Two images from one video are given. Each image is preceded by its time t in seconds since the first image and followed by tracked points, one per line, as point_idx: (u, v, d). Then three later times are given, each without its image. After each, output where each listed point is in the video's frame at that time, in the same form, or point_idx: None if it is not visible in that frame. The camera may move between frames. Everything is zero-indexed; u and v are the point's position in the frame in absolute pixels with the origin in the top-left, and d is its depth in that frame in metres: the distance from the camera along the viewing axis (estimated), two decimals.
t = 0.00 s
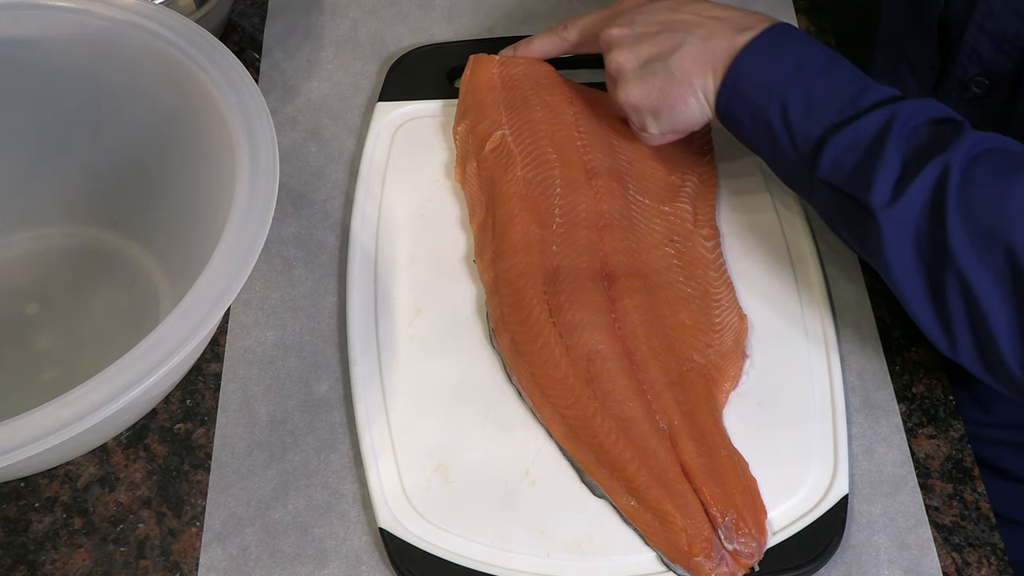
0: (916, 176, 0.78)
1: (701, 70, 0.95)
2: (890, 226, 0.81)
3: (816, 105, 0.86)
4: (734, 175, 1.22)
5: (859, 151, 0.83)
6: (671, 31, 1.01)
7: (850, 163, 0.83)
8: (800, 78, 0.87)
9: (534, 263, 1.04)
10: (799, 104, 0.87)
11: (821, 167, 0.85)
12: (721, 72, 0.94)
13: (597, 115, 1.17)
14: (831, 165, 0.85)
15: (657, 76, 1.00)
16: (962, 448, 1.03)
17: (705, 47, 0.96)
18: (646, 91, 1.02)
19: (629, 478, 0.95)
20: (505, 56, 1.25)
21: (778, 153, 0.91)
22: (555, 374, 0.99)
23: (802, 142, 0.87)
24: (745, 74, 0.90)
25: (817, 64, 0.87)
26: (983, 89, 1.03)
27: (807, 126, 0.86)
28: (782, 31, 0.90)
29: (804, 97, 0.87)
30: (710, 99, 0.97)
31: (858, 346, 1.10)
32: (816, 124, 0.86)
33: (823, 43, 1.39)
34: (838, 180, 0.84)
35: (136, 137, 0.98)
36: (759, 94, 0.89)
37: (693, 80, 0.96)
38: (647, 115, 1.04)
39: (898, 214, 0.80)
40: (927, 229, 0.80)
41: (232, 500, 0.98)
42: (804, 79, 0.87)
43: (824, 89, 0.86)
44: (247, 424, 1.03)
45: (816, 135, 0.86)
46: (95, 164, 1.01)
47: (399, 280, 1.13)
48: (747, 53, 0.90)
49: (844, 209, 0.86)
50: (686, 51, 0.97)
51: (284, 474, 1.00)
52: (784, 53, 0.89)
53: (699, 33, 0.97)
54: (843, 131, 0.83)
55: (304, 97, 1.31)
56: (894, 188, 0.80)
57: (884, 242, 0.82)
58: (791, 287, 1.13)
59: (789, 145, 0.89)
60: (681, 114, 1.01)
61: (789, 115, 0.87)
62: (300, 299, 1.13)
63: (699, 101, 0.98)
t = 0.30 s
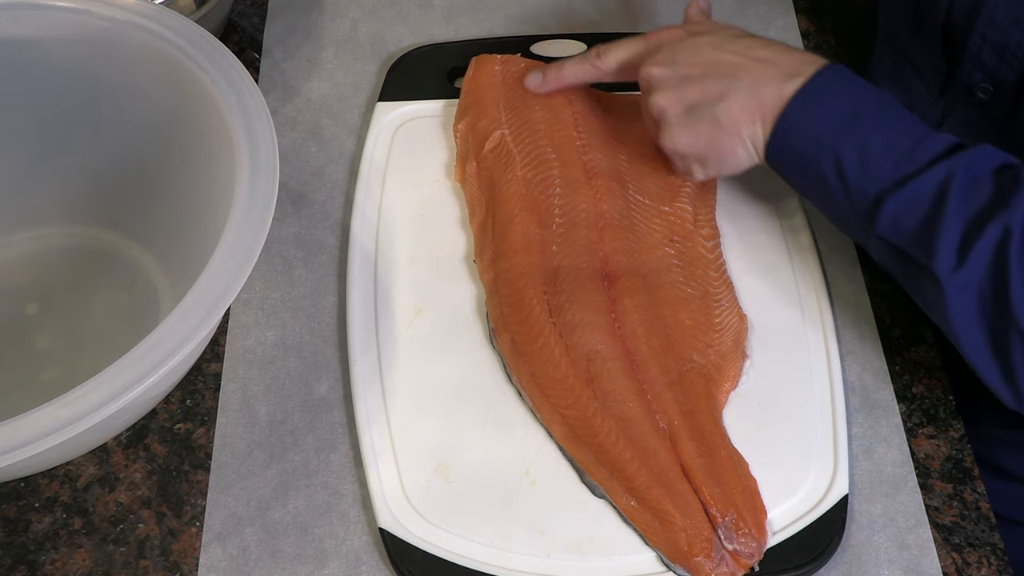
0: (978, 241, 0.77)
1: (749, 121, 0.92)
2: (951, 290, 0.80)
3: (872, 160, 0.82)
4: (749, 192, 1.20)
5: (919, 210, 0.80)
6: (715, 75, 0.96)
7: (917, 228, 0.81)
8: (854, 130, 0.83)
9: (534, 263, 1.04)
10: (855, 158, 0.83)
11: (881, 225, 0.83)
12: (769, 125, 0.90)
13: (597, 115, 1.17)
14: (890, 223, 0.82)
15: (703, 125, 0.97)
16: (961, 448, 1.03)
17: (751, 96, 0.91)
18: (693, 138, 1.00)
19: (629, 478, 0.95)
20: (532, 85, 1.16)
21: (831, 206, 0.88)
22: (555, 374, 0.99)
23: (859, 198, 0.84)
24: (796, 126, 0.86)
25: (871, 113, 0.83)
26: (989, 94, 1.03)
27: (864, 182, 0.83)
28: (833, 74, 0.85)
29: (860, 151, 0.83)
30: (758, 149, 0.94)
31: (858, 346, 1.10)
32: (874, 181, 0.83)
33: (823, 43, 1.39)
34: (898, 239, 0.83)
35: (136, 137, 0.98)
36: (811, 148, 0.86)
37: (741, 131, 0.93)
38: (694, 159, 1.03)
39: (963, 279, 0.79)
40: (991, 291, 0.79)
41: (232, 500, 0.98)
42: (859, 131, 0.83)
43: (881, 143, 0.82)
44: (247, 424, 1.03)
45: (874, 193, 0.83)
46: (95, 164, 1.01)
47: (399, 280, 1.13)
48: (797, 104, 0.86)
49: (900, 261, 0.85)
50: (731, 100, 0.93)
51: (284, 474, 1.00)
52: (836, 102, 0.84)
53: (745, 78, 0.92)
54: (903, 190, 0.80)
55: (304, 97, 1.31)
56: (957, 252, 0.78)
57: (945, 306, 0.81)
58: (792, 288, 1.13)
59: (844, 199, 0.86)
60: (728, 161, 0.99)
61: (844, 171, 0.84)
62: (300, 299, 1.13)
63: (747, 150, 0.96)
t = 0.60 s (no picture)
0: None
1: (811, 232, 0.83)
2: None
3: (951, 265, 0.77)
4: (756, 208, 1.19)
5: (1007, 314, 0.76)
6: (766, 187, 0.84)
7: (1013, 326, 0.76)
8: (928, 233, 0.77)
9: (534, 264, 1.04)
10: (933, 266, 0.77)
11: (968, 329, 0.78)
12: (836, 236, 0.81)
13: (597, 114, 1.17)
14: (979, 328, 0.77)
15: (762, 241, 0.87)
16: (961, 448, 1.03)
17: (812, 206, 0.81)
18: (749, 255, 0.89)
19: (629, 478, 0.95)
20: (560, 207, 1.04)
21: (907, 310, 0.82)
22: (555, 374, 0.99)
23: (941, 305, 0.79)
24: (868, 237, 0.79)
25: (942, 211, 0.77)
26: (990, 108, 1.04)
27: (945, 289, 0.78)
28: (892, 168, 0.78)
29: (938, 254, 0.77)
30: (825, 261, 0.85)
31: (858, 347, 1.10)
32: (956, 288, 0.77)
33: (823, 43, 1.39)
34: (987, 342, 0.78)
35: (136, 137, 0.98)
36: (882, 256, 0.79)
37: (803, 243, 0.84)
38: (750, 277, 0.92)
39: None
40: None
41: (232, 500, 0.98)
42: (934, 234, 0.77)
43: (960, 244, 0.76)
44: (247, 424, 1.03)
45: (958, 299, 0.77)
46: (95, 164, 1.01)
47: (399, 280, 1.13)
48: (863, 211, 0.78)
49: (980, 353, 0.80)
50: (792, 213, 0.83)
51: (284, 474, 1.00)
52: (905, 204, 0.77)
53: (802, 187, 0.82)
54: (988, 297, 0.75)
55: (304, 97, 1.31)
56: None
57: None
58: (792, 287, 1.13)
59: (921, 304, 0.80)
60: (790, 271, 0.89)
61: (922, 280, 0.78)
62: (300, 298, 1.13)
63: (811, 262, 0.86)
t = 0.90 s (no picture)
0: None
1: (823, 303, 0.86)
2: None
3: (970, 331, 0.82)
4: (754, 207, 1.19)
5: None
6: (773, 260, 0.86)
7: None
8: (943, 301, 0.82)
9: (534, 263, 1.04)
10: (951, 332, 0.82)
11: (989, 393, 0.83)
12: (849, 306, 0.85)
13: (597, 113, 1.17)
14: (1001, 392, 0.82)
15: (773, 314, 0.89)
16: (962, 448, 1.03)
17: (821, 277, 0.84)
18: (760, 328, 0.91)
19: (629, 478, 0.95)
20: (556, 270, 1.00)
21: (930, 373, 0.88)
22: (555, 374, 1.00)
23: (963, 370, 0.84)
24: (883, 307, 0.83)
25: (957, 278, 0.81)
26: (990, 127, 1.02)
27: (965, 354, 0.83)
28: (906, 233, 0.81)
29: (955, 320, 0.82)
30: (837, 327, 0.88)
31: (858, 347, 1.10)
32: (977, 353, 0.82)
33: (823, 43, 1.39)
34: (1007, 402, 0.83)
35: (136, 137, 0.98)
36: (900, 326, 0.84)
37: (815, 314, 0.87)
38: (758, 348, 0.94)
39: None
40: None
41: (232, 500, 0.98)
42: (950, 302, 0.82)
43: (975, 311, 0.81)
44: (247, 424, 1.03)
45: (979, 364, 0.83)
46: (95, 163, 1.01)
47: (399, 280, 1.13)
48: (877, 282, 0.82)
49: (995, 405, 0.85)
50: (802, 286, 0.85)
51: (284, 474, 1.00)
52: (918, 272, 0.81)
53: (809, 260, 0.84)
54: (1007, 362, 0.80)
55: (304, 97, 1.31)
56: None
57: None
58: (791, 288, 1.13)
59: (944, 369, 0.86)
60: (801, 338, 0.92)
61: (941, 345, 0.84)
62: (300, 298, 1.13)
63: (823, 329, 0.89)
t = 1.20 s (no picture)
0: None
1: (820, 298, 0.86)
2: None
3: (965, 332, 0.81)
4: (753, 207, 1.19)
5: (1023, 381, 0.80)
6: (771, 254, 0.86)
7: None
8: (940, 301, 0.81)
9: (535, 263, 1.04)
10: (947, 332, 0.82)
11: (983, 396, 0.83)
12: (846, 301, 0.85)
13: (597, 113, 1.17)
14: (995, 395, 0.82)
15: (770, 307, 0.90)
16: (962, 448, 1.03)
17: (819, 272, 0.84)
18: (756, 320, 0.92)
19: (629, 478, 0.95)
20: (562, 257, 1.01)
21: (924, 372, 0.87)
22: (555, 374, 1.00)
23: (957, 371, 0.84)
24: (880, 302, 0.83)
25: (955, 278, 0.81)
26: (980, 137, 1.05)
27: (960, 355, 0.83)
28: (906, 229, 0.81)
29: (951, 320, 0.82)
30: (834, 322, 0.88)
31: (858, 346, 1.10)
32: (972, 354, 0.82)
33: (822, 43, 1.39)
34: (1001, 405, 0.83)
35: (136, 137, 0.98)
36: (895, 323, 0.84)
37: (811, 308, 0.87)
38: (755, 340, 0.94)
39: None
40: None
41: (232, 500, 0.98)
42: (947, 303, 0.81)
43: (972, 312, 0.81)
44: (247, 424, 1.03)
45: (973, 366, 0.82)
46: (95, 163, 1.01)
47: (399, 280, 1.13)
48: (875, 278, 0.82)
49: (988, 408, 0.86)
50: (799, 279, 0.86)
51: (284, 474, 1.00)
52: (916, 270, 0.81)
53: (807, 254, 0.84)
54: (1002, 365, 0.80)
55: (304, 97, 1.31)
56: None
57: None
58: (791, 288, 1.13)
59: (938, 369, 0.86)
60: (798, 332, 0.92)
61: (936, 345, 0.83)
62: (300, 299, 1.13)
63: (819, 324, 0.89)
